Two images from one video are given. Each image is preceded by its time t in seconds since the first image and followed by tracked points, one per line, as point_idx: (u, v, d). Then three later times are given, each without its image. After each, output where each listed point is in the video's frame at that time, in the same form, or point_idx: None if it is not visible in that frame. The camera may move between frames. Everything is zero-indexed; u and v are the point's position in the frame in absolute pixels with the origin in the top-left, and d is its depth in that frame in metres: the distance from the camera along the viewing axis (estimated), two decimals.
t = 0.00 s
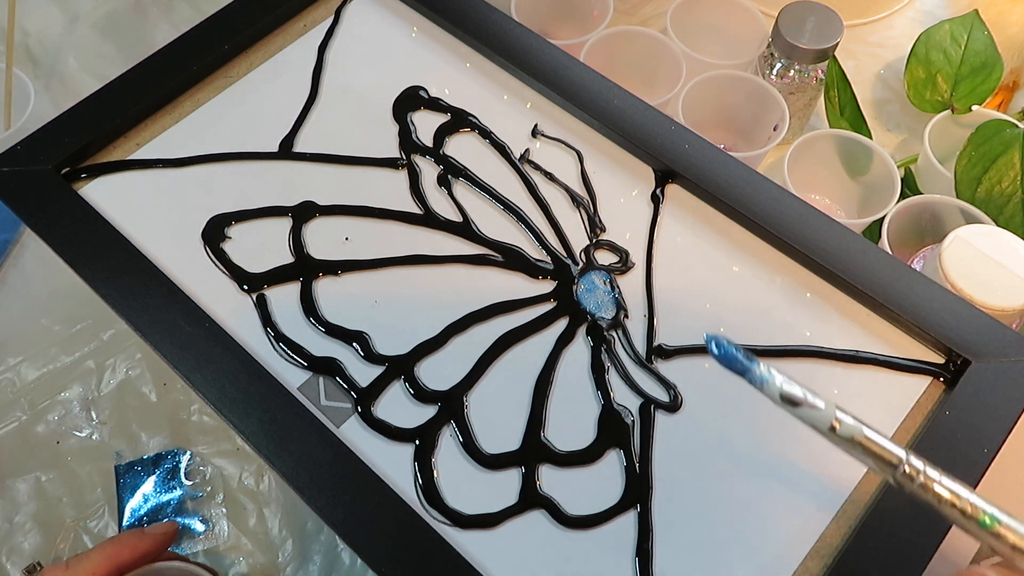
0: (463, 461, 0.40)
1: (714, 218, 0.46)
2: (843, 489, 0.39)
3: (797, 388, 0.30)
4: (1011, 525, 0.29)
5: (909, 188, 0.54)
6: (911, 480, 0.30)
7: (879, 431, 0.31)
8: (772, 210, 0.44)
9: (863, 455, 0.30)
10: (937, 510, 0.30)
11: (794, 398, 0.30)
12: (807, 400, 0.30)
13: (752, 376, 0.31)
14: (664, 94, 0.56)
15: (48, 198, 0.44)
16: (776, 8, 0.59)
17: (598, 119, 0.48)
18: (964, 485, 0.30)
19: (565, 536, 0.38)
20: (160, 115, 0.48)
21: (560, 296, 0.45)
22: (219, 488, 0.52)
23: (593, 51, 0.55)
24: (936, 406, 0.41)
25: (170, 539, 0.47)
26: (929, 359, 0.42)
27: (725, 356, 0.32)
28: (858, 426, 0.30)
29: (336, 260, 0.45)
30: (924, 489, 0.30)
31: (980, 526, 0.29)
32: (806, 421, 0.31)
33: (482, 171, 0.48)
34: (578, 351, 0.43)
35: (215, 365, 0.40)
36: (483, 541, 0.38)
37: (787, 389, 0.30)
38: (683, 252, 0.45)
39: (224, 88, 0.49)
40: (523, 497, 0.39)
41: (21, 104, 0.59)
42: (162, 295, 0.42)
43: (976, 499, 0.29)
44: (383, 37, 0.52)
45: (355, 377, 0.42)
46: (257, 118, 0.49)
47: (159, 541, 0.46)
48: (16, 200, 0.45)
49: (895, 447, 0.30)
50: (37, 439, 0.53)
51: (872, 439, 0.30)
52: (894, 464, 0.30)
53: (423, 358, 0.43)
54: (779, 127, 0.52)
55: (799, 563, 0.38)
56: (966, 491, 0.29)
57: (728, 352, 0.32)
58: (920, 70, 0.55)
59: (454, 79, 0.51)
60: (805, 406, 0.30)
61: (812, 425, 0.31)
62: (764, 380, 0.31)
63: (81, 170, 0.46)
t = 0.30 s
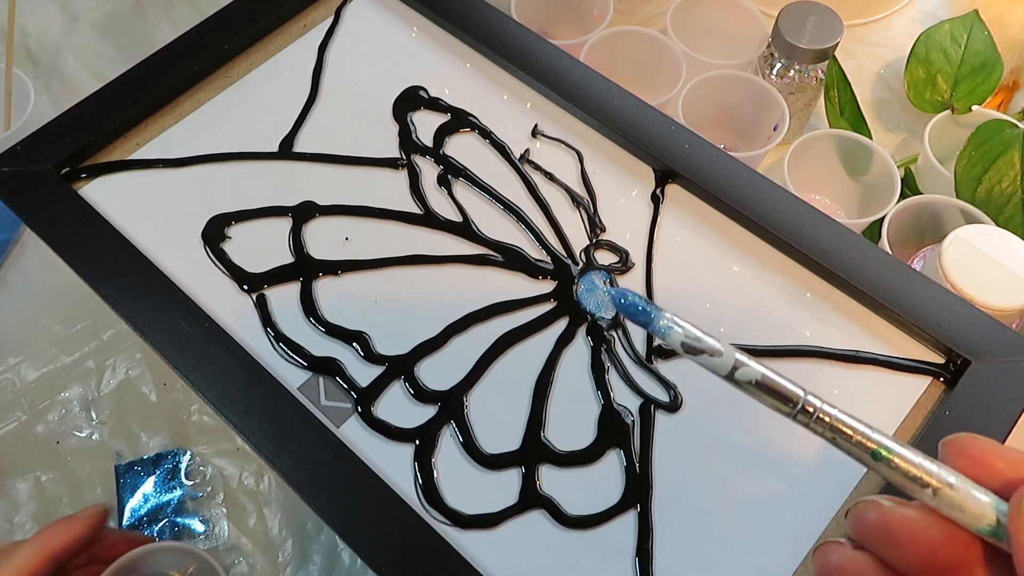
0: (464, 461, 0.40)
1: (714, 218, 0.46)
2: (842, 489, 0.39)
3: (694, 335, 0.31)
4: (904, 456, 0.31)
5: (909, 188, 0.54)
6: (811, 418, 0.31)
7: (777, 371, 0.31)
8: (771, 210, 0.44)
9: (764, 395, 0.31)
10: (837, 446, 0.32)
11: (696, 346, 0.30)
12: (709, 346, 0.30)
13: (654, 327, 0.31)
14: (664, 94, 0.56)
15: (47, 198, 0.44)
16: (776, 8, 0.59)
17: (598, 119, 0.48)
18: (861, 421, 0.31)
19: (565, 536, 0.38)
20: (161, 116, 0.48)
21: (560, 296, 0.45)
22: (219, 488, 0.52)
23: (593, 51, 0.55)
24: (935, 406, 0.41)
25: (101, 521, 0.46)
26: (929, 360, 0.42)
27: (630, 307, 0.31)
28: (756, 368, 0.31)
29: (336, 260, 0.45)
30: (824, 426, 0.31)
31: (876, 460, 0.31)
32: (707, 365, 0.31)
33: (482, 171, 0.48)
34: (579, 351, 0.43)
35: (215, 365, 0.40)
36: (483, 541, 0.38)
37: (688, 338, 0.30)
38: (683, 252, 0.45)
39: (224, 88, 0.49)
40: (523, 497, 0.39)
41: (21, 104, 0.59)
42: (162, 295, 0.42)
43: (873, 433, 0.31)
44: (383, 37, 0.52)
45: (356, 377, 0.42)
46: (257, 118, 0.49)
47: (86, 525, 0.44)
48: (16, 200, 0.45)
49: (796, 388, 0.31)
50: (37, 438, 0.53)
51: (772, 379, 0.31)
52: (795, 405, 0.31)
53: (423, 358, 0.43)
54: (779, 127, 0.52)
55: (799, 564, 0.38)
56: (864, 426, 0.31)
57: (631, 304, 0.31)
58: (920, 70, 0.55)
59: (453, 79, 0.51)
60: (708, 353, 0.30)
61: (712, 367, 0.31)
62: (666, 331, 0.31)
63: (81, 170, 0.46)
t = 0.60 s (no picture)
0: (463, 461, 0.40)
1: (714, 218, 0.46)
2: (842, 488, 0.39)
3: (736, 335, 0.29)
4: (946, 460, 0.29)
5: (909, 188, 0.54)
6: (851, 421, 0.29)
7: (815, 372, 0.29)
8: (771, 210, 0.44)
9: (803, 399, 0.29)
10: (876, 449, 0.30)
11: (736, 346, 0.29)
12: (749, 346, 0.29)
13: (693, 326, 0.29)
14: (664, 95, 0.56)
15: (47, 198, 0.44)
16: (776, 8, 0.59)
17: (598, 119, 0.48)
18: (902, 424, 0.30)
19: (565, 536, 0.38)
20: (161, 116, 0.48)
21: (560, 296, 0.45)
22: (219, 488, 0.52)
23: (593, 51, 0.55)
24: (936, 406, 0.41)
25: None
26: (929, 359, 0.42)
27: (667, 305, 0.30)
28: (798, 370, 0.29)
29: (336, 260, 0.45)
30: (864, 429, 0.30)
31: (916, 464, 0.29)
32: (748, 368, 0.29)
33: (482, 171, 0.48)
34: (578, 350, 0.43)
35: (215, 365, 0.40)
36: (483, 541, 0.38)
37: (729, 338, 0.29)
38: (683, 252, 0.45)
39: (224, 89, 0.49)
40: (523, 497, 0.39)
41: (21, 103, 0.59)
42: (162, 295, 0.42)
43: (917, 438, 0.29)
44: (383, 38, 0.52)
45: (356, 377, 0.42)
46: (257, 118, 0.49)
47: None
48: (16, 199, 0.45)
49: (836, 389, 0.29)
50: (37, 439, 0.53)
51: (811, 381, 0.29)
52: (835, 407, 0.29)
53: (423, 358, 0.43)
54: (779, 127, 0.52)
55: (798, 564, 0.38)
56: (906, 430, 0.29)
57: (668, 301, 0.30)
58: (920, 70, 0.55)
59: (453, 79, 0.51)
60: (748, 354, 0.29)
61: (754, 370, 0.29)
62: (705, 330, 0.29)
63: (81, 170, 0.46)
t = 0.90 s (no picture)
0: (464, 461, 0.40)
1: (714, 218, 0.46)
2: (842, 489, 0.39)
3: (759, 348, 0.32)
4: (989, 484, 0.29)
5: (909, 188, 0.54)
6: (886, 439, 0.30)
7: (847, 389, 0.31)
8: (772, 210, 0.44)
9: (834, 416, 0.31)
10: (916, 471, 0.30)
11: (760, 358, 0.31)
12: (775, 359, 0.31)
13: (717, 337, 0.33)
14: (664, 95, 0.56)
15: (48, 198, 0.44)
16: (776, 8, 0.59)
17: (598, 119, 0.48)
18: (942, 445, 0.30)
19: (566, 536, 0.38)
20: (161, 116, 0.48)
21: (560, 296, 0.45)
22: (219, 488, 0.52)
23: (593, 52, 0.55)
24: (936, 406, 0.41)
25: None
26: (929, 359, 0.42)
27: (694, 319, 0.34)
28: (828, 386, 0.30)
29: (336, 260, 0.45)
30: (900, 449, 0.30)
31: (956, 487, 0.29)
32: (775, 381, 0.31)
33: (482, 171, 0.48)
34: (578, 350, 0.43)
35: (215, 365, 0.41)
36: (484, 541, 0.38)
37: (753, 349, 0.32)
38: (683, 253, 0.45)
39: (224, 88, 0.49)
40: (523, 497, 0.39)
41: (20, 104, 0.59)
42: (162, 295, 0.42)
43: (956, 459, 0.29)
44: (383, 38, 0.52)
45: (356, 377, 0.42)
46: (257, 118, 0.49)
47: None
48: (16, 199, 0.45)
49: (869, 407, 0.30)
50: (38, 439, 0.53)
51: (841, 397, 0.30)
52: (869, 424, 0.30)
53: (423, 358, 0.43)
54: (779, 127, 0.52)
55: (799, 564, 0.38)
56: (946, 451, 0.29)
57: (699, 317, 0.34)
58: (920, 70, 0.55)
59: (454, 79, 0.51)
60: (774, 366, 0.31)
61: (781, 385, 0.31)
62: (730, 342, 0.32)
63: (81, 170, 0.46)
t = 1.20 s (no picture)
0: (464, 461, 0.40)
1: (714, 218, 0.46)
2: (843, 489, 0.39)
3: (801, 356, 0.30)
4: None
5: (909, 188, 0.54)
6: (927, 449, 0.30)
7: (889, 397, 0.30)
8: (772, 210, 0.44)
9: (874, 424, 0.30)
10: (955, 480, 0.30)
11: (801, 367, 0.30)
12: (815, 367, 0.30)
13: (757, 343, 0.31)
14: (664, 95, 0.56)
15: (47, 198, 0.44)
16: (776, 8, 0.59)
17: (598, 119, 0.48)
18: (984, 455, 0.30)
19: (566, 537, 0.38)
20: (161, 116, 0.48)
21: (560, 296, 0.45)
22: (219, 488, 0.52)
23: (593, 52, 0.55)
24: (936, 406, 0.41)
25: None
26: (929, 359, 0.42)
27: (732, 323, 0.32)
28: (867, 394, 0.30)
29: (336, 260, 0.45)
30: (940, 458, 0.30)
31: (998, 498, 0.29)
32: (813, 389, 0.30)
33: (482, 171, 0.48)
34: (578, 351, 0.43)
35: (215, 365, 0.40)
36: (484, 541, 0.38)
37: (793, 357, 0.30)
38: (683, 253, 0.45)
39: (224, 88, 0.49)
40: (523, 498, 0.39)
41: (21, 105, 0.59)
42: (162, 295, 0.42)
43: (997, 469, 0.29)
44: (383, 38, 0.52)
45: (356, 377, 0.42)
46: (257, 118, 0.49)
47: None
48: (16, 199, 0.45)
49: (911, 416, 0.30)
50: (38, 439, 0.53)
51: (884, 407, 0.30)
52: (909, 434, 0.30)
53: (423, 358, 0.43)
54: (779, 127, 0.52)
55: (798, 564, 0.38)
56: (988, 461, 0.29)
57: (736, 321, 0.32)
58: (920, 70, 0.55)
59: (454, 79, 0.51)
60: (813, 374, 0.30)
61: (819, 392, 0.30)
62: (770, 348, 0.31)
63: (81, 170, 0.46)
